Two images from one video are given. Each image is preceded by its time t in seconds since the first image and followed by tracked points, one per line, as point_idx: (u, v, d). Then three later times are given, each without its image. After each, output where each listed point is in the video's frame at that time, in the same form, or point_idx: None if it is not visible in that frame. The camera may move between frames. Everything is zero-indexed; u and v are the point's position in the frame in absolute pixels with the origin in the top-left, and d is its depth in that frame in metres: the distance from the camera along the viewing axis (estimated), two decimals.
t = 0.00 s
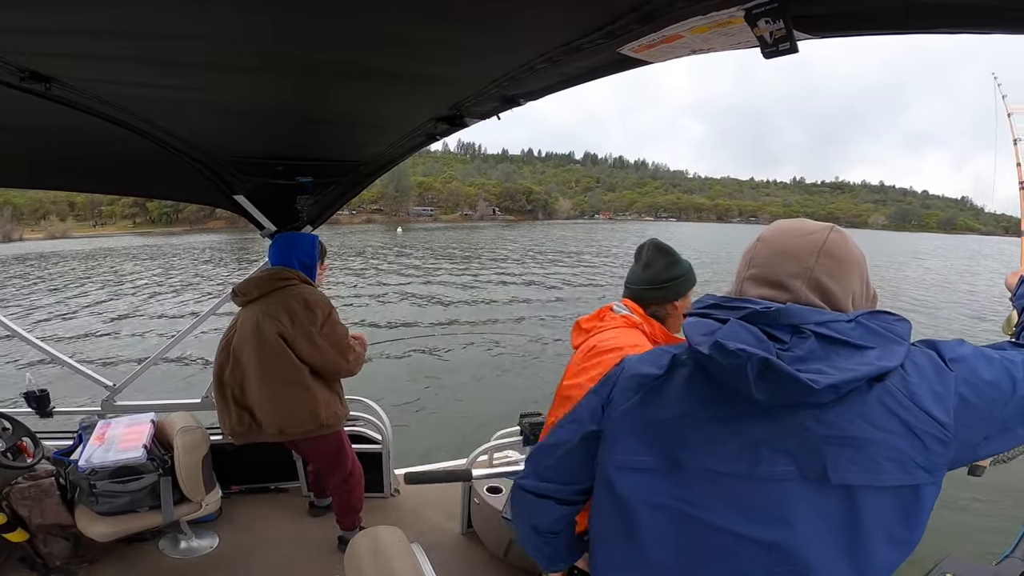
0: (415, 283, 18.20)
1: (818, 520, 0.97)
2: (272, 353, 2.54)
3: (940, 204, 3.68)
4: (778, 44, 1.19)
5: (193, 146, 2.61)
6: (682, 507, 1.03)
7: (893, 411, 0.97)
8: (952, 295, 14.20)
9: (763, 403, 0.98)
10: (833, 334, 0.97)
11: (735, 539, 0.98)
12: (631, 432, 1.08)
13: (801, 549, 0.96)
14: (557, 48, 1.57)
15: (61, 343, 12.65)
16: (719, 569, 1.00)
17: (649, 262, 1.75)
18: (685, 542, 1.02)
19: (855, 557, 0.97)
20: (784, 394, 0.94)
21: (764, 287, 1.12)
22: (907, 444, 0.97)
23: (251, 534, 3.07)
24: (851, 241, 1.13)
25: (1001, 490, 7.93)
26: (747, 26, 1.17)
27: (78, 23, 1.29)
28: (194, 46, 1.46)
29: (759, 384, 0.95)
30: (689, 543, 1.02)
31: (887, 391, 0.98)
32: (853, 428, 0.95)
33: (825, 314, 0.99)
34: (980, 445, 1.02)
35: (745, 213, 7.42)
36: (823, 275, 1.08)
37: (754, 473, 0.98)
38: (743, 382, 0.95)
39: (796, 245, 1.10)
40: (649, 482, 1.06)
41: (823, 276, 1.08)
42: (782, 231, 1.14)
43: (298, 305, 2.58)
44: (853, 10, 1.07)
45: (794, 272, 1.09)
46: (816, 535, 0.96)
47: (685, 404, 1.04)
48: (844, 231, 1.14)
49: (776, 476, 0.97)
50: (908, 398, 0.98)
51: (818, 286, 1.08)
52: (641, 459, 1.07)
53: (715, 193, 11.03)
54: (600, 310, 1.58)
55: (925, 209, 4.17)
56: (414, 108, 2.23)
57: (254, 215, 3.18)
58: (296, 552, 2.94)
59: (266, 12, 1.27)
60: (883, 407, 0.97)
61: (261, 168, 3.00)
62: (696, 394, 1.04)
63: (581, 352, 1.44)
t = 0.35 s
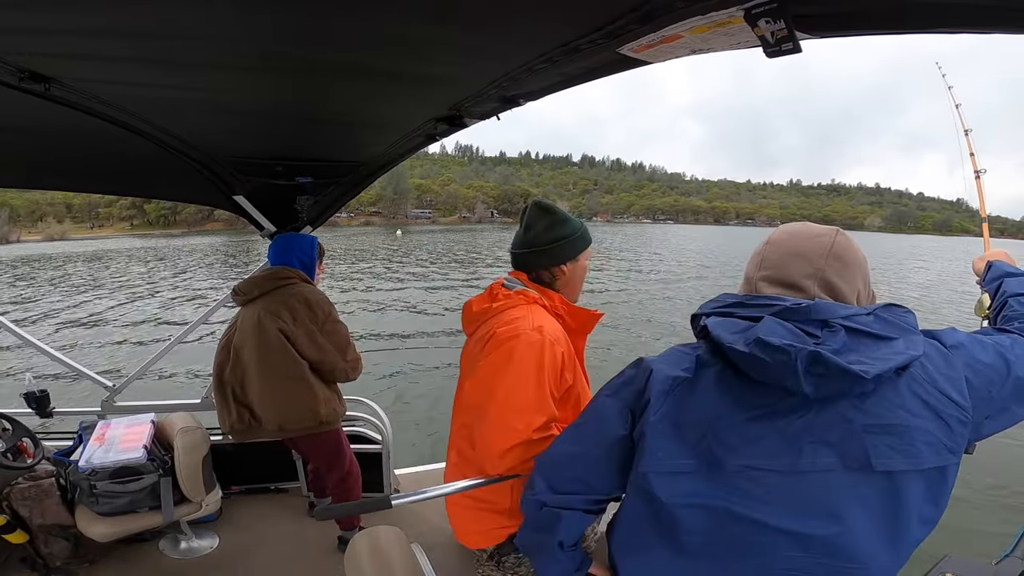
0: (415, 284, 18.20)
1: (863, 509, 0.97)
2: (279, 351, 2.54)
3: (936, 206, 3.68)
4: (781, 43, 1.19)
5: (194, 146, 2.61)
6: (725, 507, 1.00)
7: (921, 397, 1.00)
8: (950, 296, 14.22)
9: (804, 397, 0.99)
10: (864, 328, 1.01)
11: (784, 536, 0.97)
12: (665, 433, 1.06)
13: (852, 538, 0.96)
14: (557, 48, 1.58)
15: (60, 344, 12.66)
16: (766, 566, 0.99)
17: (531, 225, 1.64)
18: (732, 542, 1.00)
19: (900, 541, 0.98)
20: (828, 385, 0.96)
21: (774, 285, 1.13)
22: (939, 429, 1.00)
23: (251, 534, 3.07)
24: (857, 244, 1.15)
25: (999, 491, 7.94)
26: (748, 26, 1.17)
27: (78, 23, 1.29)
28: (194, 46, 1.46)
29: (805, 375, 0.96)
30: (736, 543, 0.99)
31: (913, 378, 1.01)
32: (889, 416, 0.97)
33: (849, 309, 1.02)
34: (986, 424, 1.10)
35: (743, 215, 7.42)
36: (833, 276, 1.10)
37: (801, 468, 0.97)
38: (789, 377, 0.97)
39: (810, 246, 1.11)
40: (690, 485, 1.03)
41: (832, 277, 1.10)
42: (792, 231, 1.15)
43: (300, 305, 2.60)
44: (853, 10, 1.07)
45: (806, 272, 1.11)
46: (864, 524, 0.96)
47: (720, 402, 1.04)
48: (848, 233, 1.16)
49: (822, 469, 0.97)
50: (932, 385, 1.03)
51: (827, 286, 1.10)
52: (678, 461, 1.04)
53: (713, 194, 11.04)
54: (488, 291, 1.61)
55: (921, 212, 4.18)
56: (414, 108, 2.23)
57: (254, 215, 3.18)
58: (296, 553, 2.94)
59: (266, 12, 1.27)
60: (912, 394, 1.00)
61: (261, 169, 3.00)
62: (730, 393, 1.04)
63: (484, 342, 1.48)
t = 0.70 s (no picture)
0: (414, 284, 18.20)
1: (893, 505, 0.99)
2: (288, 350, 2.54)
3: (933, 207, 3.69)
4: (778, 43, 1.19)
5: (195, 146, 2.60)
6: (757, 510, 1.00)
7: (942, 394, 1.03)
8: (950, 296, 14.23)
9: (833, 396, 1.00)
10: (886, 328, 1.03)
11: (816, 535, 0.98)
12: (694, 437, 1.04)
13: (880, 533, 0.98)
14: (557, 48, 1.58)
15: (59, 344, 12.66)
16: (797, 567, 1.00)
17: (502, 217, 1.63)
18: (765, 544, 1.00)
19: (925, 536, 1.01)
20: (860, 385, 0.98)
21: (800, 287, 1.14)
22: (959, 425, 1.03)
23: (250, 534, 3.07)
24: (874, 249, 1.19)
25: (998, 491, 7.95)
26: (747, 26, 1.18)
27: (78, 23, 1.30)
28: (194, 45, 1.46)
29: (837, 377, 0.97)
30: (769, 545, 1.00)
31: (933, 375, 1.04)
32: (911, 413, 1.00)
33: (872, 311, 1.04)
34: (1002, 419, 1.13)
35: (740, 216, 7.43)
36: (857, 278, 1.12)
37: (832, 468, 0.98)
38: (823, 380, 0.97)
39: (834, 250, 1.14)
40: (722, 489, 1.02)
41: (855, 279, 1.12)
42: (813, 236, 1.17)
43: (308, 304, 2.58)
44: (853, 10, 1.07)
45: (831, 275, 1.12)
46: (893, 520, 0.99)
47: (749, 405, 1.03)
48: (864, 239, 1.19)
49: (852, 467, 0.98)
50: (952, 382, 1.05)
51: (851, 289, 1.12)
52: (708, 465, 1.03)
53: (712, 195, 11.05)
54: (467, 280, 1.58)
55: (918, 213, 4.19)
56: (414, 108, 2.23)
57: (254, 215, 3.19)
58: (296, 553, 2.94)
59: (266, 12, 1.27)
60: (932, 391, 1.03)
61: (261, 168, 2.99)
62: (757, 396, 1.03)
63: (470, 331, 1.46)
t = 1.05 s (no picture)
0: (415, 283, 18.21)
1: (899, 503, 0.99)
2: (290, 351, 2.53)
3: (933, 207, 3.69)
4: (779, 44, 1.19)
5: (195, 146, 2.61)
6: (763, 511, 0.99)
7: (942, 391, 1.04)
8: (949, 296, 14.25)
9: (835, 392, 1.00)
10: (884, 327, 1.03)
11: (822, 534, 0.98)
12: (698, 438, 1.03)
13: (884, 530, 0.99)
14: (557, 48, 1.57)
15: (59, 344, 12.65)
16: (804, 567, 0.99)
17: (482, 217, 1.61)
18: (772, 544, 0.99)
19: (928, 532, 1.02)
20: (862, 380, 0.99)
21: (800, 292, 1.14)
22: (961, 421, 1.04)
23: (250, 534, 3.07)
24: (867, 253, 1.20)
25: (998, 491, 7.96)
26: (747, 26, 1.18)
27: (79, 23, 1.30)
28: (194, 45, 1.46)
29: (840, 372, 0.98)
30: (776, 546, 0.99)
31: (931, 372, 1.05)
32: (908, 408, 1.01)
33: (867, 310, 1.05)
34: (1002, 418, 1.14)
35: (739, 215, 7.45)
36: (855, 282, 1.12)
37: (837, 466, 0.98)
38: (824, 375, 0.98)
39: (831, 253, 1.14)
40: (728, 490, 1.01)
41: (853, 283, 1.12)
42: (809, 240, 1.18)
43: (311, 303, 2.58)
44: (853, 10, 1.07)
45: (830, 278, 1.13)
46: (896, 516, 0.99)
47: (753, 404, 1.03)
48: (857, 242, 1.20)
49: (856, 465, 0.98)
50: (951, 378, 1.07)
51: (851, 292, 1.12)
52: (713, 467, 1.02)
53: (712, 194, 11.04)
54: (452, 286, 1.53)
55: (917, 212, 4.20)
56: (414, 108, 2.23)
57: (254, 215, 3.19)
58: (296, 553, 2.94)
59: (267, 12, 1.28)
60: (932, 388, 1.04)
61: (261, 168, 3.00)
62: (761, 394, 1.03)
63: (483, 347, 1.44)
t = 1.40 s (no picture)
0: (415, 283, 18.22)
1: (881, 508, 0.99)
2: (291, 351, 2.54)
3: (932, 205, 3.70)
4: (781, 44, 1.19)
5: (195, 146, 2.61)
6: (743, 518, 0.99)
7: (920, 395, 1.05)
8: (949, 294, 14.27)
9: (818, 396, 1.01)
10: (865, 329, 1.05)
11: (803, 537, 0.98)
12: (681, 444, 1.03)
13: (865, 536, 0.99)
14: (557, 48, 1.57)
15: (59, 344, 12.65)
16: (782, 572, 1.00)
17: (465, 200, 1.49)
18: (754, 549, 1.00)
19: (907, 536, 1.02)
20: (844, 384, 0.99)
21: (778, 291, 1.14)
22: (941, 422, 1.04)
23: (251, 534, 3.07)
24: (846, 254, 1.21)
25: (999, 490, 7.97)
26: (747, 26, 1.17)
27: (79, 23, 1.30)
28: (194, 45, 1.47)
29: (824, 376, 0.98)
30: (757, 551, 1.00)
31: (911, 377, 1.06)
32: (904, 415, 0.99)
33: (849, 312, 1.06)
34: (973, 420, 1.16)
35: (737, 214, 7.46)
36: (832, 282, 1.13)
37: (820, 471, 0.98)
38: (810, 381, 0.98)
39: (808, 255, 1.15)
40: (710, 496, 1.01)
41: (830, 283, 1.13)
42: (788, 240, 1.18)
43: (312, 302, 2.59)
44: (853, 10, 1.07)
45: (807, 279, 1.13)
46: (877, 521, 0.99)
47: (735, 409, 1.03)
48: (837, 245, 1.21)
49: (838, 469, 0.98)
50: (929, 382, 1.08)
51: (827, 293, 1.13)
52: (696, 473, 1.01)
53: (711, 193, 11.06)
54: (473, 301, 1.36)
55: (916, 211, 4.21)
56: (413, 108, 2.23)
57: (254, 215, 3.19)
58: (296, 553, 2.94)
59: (267, 12, 1.28)
60: (914, 394, 1.04)
61: (261, 168, 3.01)
62: (741, 399, 1.03)
63: (535, 358, 1.41)
